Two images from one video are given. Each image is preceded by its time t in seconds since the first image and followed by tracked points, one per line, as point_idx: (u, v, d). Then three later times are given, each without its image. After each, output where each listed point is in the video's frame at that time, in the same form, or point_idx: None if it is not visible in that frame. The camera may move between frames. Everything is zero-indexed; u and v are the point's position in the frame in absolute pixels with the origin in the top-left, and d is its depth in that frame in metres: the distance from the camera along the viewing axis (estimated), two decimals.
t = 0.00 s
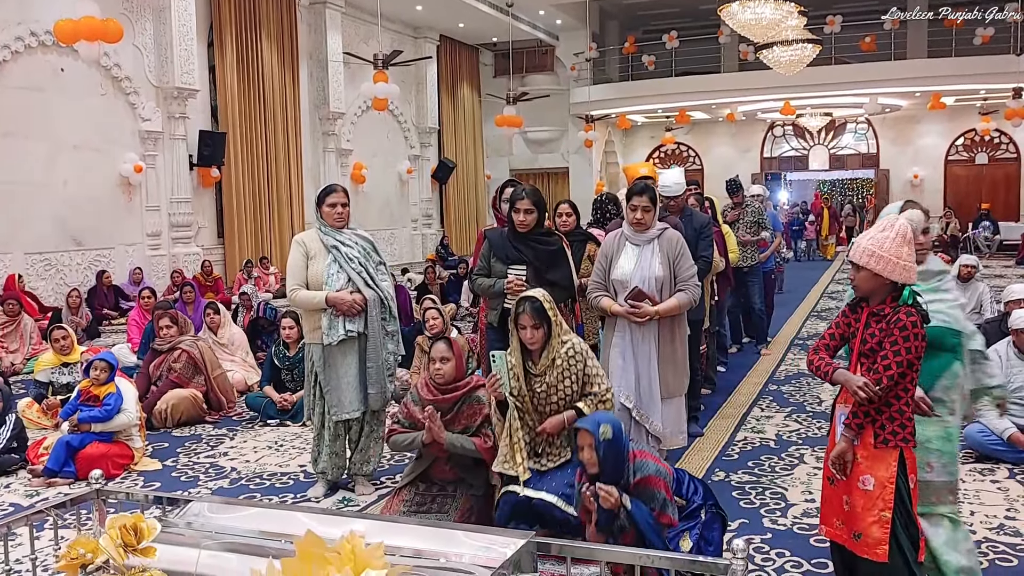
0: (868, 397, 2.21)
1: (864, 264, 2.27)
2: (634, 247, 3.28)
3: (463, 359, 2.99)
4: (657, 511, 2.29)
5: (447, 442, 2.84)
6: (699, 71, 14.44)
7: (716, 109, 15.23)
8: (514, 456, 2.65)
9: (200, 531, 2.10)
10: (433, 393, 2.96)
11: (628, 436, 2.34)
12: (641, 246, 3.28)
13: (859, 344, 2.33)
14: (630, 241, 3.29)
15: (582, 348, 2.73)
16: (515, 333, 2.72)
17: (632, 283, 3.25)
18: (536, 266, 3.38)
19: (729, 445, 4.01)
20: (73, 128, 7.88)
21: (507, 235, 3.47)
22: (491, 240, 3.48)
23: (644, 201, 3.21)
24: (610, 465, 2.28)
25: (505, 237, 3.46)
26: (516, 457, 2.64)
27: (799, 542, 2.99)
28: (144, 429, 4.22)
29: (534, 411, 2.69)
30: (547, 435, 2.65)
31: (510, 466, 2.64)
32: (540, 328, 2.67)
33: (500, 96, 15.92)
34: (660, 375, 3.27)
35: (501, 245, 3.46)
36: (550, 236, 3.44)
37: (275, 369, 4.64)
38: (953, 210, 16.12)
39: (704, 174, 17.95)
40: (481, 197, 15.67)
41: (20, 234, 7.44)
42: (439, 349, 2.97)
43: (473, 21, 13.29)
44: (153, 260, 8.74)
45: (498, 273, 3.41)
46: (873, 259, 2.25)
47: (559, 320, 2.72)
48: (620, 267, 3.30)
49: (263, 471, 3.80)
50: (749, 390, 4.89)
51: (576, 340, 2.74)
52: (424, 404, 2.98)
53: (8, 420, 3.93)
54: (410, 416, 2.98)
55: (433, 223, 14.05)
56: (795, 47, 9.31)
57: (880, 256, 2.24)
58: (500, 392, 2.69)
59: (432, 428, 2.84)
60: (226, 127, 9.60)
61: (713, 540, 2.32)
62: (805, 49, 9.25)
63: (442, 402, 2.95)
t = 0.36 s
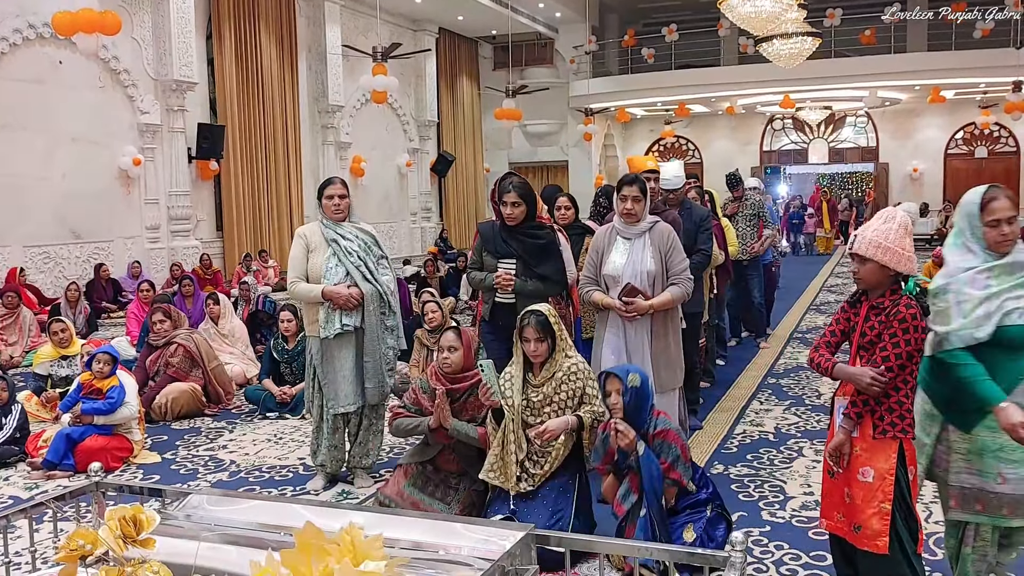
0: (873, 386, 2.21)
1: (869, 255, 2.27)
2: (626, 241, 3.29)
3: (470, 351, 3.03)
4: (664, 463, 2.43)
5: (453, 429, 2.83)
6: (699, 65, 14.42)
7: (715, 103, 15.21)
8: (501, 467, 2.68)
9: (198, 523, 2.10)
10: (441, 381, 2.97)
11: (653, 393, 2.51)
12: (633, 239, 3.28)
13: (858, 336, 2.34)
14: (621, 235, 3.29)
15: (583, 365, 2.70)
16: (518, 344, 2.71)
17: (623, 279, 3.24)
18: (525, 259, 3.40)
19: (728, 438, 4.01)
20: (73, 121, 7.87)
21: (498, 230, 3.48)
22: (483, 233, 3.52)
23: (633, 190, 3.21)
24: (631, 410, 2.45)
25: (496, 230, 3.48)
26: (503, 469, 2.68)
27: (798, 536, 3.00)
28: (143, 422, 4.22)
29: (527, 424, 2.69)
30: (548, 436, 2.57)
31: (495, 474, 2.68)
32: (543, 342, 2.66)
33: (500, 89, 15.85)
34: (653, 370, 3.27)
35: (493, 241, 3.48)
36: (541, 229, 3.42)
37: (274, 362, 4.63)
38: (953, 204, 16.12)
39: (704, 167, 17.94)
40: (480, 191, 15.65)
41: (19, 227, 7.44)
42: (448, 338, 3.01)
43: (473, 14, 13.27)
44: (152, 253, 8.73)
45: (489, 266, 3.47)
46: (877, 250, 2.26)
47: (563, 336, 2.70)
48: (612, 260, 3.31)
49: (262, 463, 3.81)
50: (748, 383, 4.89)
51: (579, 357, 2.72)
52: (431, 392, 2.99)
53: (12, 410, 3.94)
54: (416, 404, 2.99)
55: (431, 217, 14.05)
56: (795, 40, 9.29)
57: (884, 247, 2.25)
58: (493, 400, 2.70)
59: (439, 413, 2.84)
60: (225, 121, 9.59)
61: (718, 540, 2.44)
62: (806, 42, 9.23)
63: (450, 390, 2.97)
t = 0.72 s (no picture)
0: (872, 383, 2.21)
1: (867, 250, 2.27)
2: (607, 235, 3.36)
3: (450, 343, 3.05)
4: (683, 438, 2.64)
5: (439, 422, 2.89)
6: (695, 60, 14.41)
7: (712, 98, 15.21)
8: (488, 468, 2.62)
9: (195, 520, 2.10)
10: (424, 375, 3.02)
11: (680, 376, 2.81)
12: (614, 232, 3.36)
13: (855, 332, 2.34)
14: (602, 227, 3.37)
15: (559, 358, 2.69)
16: (491, 338, 2.69)
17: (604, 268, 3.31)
18: (502, 253, 3.43)
19: (725, 434, 4.02)
20: (69, 117, 7.86)
21: (475, 224, 3.50)
22: (460, 232, 3.53)
23: (614, 181, 3.30)
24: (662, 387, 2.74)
25: (472, 227, 3.50)
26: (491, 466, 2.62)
27: (794, 531, 3.02)
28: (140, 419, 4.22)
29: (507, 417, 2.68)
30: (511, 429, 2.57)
31: (482, 473, 2.62)
32: (517, 334, 2.64)
33: (496, 85, 15.76)
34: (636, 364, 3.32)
35: (470, 236, 3.50)
36: (515, 221, 3.44)
37: (271, 359, 4.62)
38: (949, 200, 16.14)
39: (701, 162, 17.94)
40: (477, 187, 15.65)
41: (15, 223, 7.43)
42: (427, 332, 3.03)
43: (469, 10, 13.25)
44: (148, 249, 8.72)
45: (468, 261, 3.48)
46: (876, 245, 2.26)
47: (539, 327, 2.69)
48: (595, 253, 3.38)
49: (259, 460, 3.81)
50: (745, 378, 4.90)
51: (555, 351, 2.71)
52: (417, 387, 3.02)
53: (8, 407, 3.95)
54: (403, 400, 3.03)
55: (428, 213, 14.03)
56: (791, 36, 9.29)
57: (881, 242, 2.25)
58: (476, 397, 2.69)
59: (425, 408, 2.89)
60: (221, 116, 9.57)
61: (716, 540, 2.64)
62: (802, 38, 9.23)
63: (433, 383, 3.00)
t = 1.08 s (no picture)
0: (861, 385, 2.22)
1: (854, 250, 2.28)
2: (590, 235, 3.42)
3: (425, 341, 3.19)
4: (688, 433, 2.75)
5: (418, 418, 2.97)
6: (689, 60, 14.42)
7: (705, 99, 15.23)
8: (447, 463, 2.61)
9: (188, 522, 2.11)
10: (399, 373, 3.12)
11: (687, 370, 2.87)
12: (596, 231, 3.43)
13: (848, 333, 2.35)
14: (585, 226, 3.42)
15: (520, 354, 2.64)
16: (457, 334, 2.66)
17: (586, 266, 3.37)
18: (482, 255, 3.49)
19: (719, 434, 4.02)
20: (62, 118, 7.84)
21: (453, 230, 3.58)
22: (439, 237, 3.61)
23: (595, 182, 3.35)
24: (671, 381, 2.81)
25: (451, 232, 3.58)
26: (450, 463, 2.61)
27: (788, 532, 3.02)
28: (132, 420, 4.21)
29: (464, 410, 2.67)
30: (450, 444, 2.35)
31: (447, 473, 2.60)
32: (483, 330, 2.61)
33: (490, 85, 15.78)
34: (614, 363, 3.33)
35: (449, 241, 3.58)
36: (493, 221, 3.52)
37: (265, 360, 4.61)
38: (942, 200, 16.18)
39: (694, 163, 17.95)
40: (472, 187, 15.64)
41: (7, 225, 7.40)
42: (402, 333, 3.14)
43: (463, 10, 13.25)
44: (141, 250, 8.70)
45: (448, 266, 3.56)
46: (864, 245, 2.26)
47: (504, 322, 2.65)
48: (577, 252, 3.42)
49: (252, 461, 3.81)
50: (739, 378, 4.91)
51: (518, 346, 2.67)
52: (393, 387, 3.11)
53: None
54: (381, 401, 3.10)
55: (422, 213, 14.02)
56: (784, 37, 9.30)
57: (867, 242, 2.26)
58: (453, 399, 2.63)
59: (406, 404, 2.97)
60: (214, 117, 9.55)
61: (709, 540, 2.76)
62: (795, 38, 9.24)
63: (408, 381, 3.11)
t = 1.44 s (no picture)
0: (851, 385, 2.23)
1: (845, 252, 2.29)
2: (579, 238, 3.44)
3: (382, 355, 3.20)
4: (683, 431, 2.76)
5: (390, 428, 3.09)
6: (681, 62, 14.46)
7: (698, 100, 15.25)
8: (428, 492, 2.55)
9: (180, 526, 2.10)
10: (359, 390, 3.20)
11: (683, 370, 2.88)
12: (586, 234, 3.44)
13: (839, 334, 2.36)
14: (575, 227, 3.44)
15: (503, 385, 2.48)
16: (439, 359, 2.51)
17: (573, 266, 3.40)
18: (476, 256, 3.51)
19: (711, 435, 4.03)
20: (54, 120, 7.82)
21: (446, 231, 3.59)
22: (431, 239, 3.62)
23: (584, 184, 3.36)
24: (668, 381, 2.81)
25: (446, 233, 3.57)
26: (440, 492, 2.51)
27: (782, 533, 3.03)
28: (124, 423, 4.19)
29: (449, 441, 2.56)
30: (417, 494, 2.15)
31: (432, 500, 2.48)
32: (465, 360, 2.45)
33: (482, 88, 15.81)
34: (600, 366, 3.32)
35: (442, 242, 3.59)
36: (487, 222, 3.51)
37: (257, 362, 4.61)
38: (933, 202, 16.23)
39: (687, 165, 17.97)
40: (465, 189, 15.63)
41: None
42: (357, 352, 3.16)
43: (455, 12, 13.24)
44: (133, 252, 8.67)
45: (442, 268, 3.59)
46: (855, 247, 2.27)
47: (487, 351, 2.49)
48: (566, 254, 3.44)
49: (245, 464, 3.80)
50: (732, 380, 4.92)
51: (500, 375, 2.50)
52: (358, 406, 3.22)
53: None
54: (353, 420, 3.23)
55: (415, 215, 14.01)
56: (776, 39, 9.32)
57: (856, 243, 2.26)
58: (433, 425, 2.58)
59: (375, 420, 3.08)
60: (207, 119, 9.53)
61: (701, 542, 2.77)
62: (787, 40, 9.26)
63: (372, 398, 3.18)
